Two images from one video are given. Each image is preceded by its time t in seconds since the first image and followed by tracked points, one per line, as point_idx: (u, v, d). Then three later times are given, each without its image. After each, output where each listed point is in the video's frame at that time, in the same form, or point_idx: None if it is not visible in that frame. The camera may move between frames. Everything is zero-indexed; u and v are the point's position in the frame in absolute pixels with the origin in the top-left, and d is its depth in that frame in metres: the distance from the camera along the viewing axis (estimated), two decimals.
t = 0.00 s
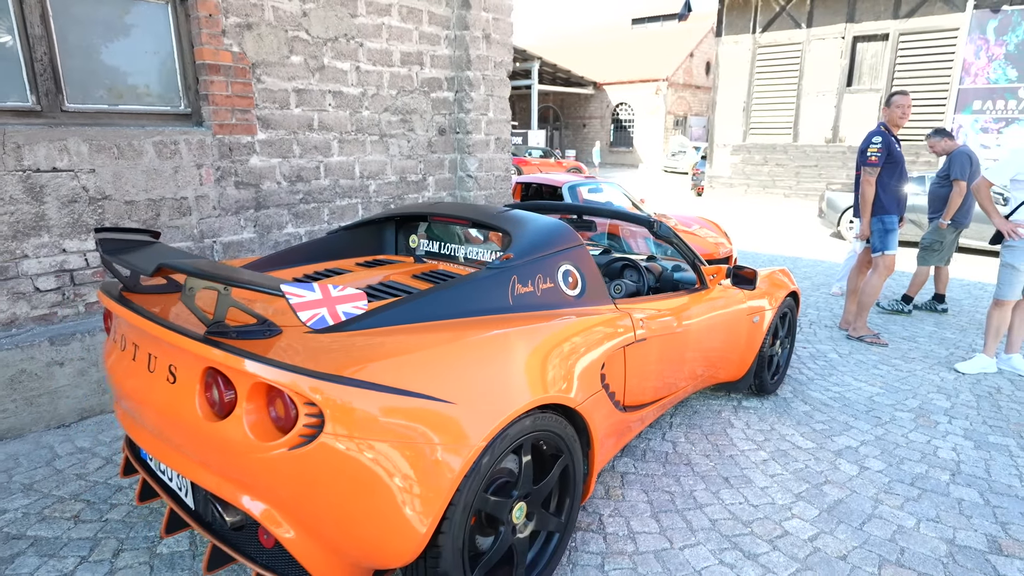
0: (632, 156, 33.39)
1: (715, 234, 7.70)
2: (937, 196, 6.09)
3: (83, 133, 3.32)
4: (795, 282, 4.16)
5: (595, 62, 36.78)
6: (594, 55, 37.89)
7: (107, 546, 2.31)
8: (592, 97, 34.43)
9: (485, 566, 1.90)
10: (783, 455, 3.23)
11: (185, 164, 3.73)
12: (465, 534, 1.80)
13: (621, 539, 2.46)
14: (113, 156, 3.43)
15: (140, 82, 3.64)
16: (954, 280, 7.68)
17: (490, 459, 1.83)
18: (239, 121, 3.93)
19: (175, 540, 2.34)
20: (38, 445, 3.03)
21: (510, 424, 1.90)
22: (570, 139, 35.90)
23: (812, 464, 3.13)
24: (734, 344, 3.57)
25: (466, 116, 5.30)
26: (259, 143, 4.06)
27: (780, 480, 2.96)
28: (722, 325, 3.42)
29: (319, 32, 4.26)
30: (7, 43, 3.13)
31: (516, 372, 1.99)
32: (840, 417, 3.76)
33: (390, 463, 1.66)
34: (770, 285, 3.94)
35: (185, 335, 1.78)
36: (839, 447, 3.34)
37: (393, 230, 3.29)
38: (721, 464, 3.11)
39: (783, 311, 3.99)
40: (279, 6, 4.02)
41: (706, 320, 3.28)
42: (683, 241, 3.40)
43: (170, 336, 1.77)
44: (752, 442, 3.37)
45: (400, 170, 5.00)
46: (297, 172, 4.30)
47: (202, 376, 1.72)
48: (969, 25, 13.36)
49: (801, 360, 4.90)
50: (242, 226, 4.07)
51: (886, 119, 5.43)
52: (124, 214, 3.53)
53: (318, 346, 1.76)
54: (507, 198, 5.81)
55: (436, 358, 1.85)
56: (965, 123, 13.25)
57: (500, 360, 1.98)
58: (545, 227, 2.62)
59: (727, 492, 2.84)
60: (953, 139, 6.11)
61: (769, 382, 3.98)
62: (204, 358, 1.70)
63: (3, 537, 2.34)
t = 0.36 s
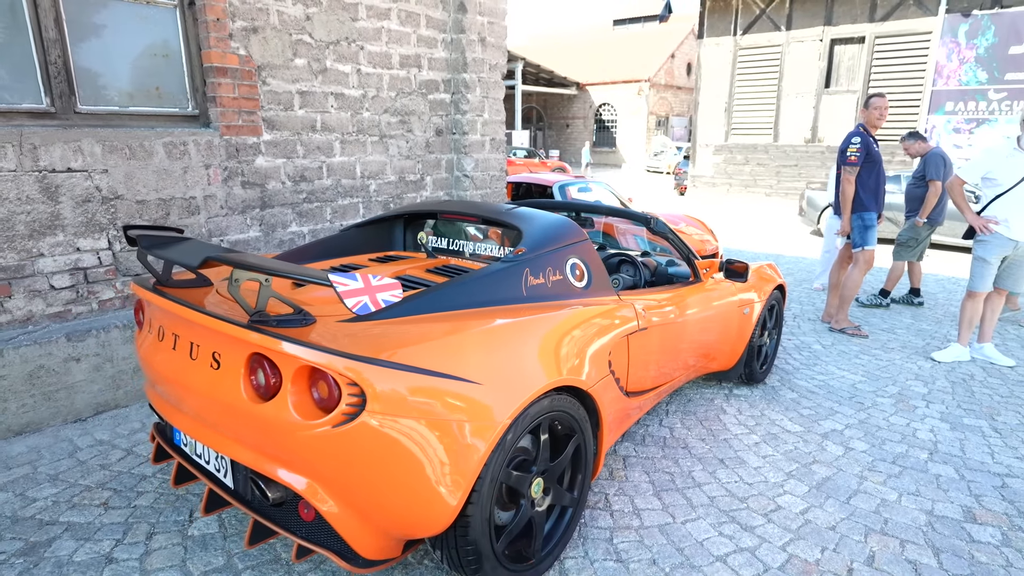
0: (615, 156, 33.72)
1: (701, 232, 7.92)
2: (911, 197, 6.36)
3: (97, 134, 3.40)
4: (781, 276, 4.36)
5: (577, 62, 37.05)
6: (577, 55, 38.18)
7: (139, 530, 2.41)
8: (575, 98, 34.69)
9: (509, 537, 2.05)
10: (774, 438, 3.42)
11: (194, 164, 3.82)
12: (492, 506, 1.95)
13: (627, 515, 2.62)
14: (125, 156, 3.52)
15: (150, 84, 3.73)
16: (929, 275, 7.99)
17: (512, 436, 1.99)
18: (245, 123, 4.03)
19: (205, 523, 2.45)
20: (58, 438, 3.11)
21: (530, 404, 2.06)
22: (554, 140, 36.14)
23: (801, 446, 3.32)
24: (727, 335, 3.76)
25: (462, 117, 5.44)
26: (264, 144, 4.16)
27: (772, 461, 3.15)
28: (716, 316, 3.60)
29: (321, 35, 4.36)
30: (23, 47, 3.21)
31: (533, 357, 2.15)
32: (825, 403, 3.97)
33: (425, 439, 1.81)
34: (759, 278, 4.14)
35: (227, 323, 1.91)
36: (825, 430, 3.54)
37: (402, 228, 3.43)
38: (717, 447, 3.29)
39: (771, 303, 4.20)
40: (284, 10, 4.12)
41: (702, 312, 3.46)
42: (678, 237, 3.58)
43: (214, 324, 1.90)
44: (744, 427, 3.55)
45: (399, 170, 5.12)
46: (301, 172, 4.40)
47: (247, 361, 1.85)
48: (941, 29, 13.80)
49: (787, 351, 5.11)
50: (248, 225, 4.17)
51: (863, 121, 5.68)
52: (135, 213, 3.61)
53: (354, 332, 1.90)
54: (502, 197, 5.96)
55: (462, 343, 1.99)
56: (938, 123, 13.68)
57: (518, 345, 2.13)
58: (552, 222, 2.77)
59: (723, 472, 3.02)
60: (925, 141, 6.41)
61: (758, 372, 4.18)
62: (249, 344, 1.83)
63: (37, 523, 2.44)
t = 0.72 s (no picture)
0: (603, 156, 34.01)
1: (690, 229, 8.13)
2: (892, 191, 6.60)
3: (111, 134, 3.51)
4: (769, 270, 4.56)
5: (564, 63, 37.29)
6: (564, 56, 38.43)
7: (168, 512, 2.53)
8: (563, 98, 34.92)
9: (524, 509, 2.19)
10: (764, 422, 3.60)
11: (204, 164, 3.93)
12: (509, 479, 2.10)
13: (630, 493, 2.78)
14: (138, 156, 3.62)
15: (160, 86, 3.83)
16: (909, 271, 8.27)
17: (527, 414, 2.14)
18: (252, 123, 4.14)
19: (231, 505, 2.57)
20: (78, 428, 3.22)
21: (542, 385, 2.21)
22: (542, 140, 36.34)
23: (790, 429, 3.51)
24: (720, 325, 3.94)
25: (460, 117, 5.58)
26: (270, 144, 4.27)
27: (763, 443, 3.33)
28: (710, 307, 3.78)
29: (325, 38, 4.49)
30: (40, 50, 3.31)
31: (544, 342, 2.30)
32: (812, 390, 4.16)
33: (448, 417, 1.96)
34: (749, 272, 4.33)
35: (263, 310, 2.05)
36: (812, 415, 3.73)
37: (408, 224, 3.58)
38: (711, 431, 3.47)
39: (760, 296, 4.39)
40: (289, 14, 4.24)
41: (696, 303, 3.64)
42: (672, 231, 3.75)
43: (251, 311, 2.04)
44: (736, 412, 3.73)
45: (400, 170, 5.25)
46: (306, 172, 4.52)
47: (282, 345, 2.00)
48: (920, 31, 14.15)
49: (775, 342, 5.31)
50: (255, 224, 4.28)
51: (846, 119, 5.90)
52: (148, 211, 3.71)
53: (380, 318, 2.05)
54: (498, 196, 6.11)
55: (479, 328, 2.15)
56: (918, 123, 14.00)
57: (529, 331, 2.29)
58: (556, 218, 2.94)
59: (717, 453, 3.20)
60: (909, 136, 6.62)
61: (748, 361, 4.37)
62: (284, 329, 1.97)
63: (69, 506, 2.55)
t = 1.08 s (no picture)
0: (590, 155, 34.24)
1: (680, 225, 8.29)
2: (880, 184, 6.78)
3: (121, 131, 3.57)
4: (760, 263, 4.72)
5: (551, 62, 37.44)
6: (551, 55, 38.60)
7: (191, 495, 2.61)
8: (550, 97, 35.08)
9: (538, 485, 2.32)
10: (758, 407, 3.76)
11: (210, 160, 4.00)
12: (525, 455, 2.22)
13: (633, 473, 2.91)
14: (147, 153, 3.68)
15: (168, 84, 3.90)
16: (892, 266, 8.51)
17: (541, 394, 2.26)
18: (257, 121, 4.22)
19: (251, 488, 2.66)
20: (92, 419, 3.28)
21: (554, 367, 2.34)
22: (529, 139, 36.48)
23: (782, 413, 3.67)
24: (715, 315, 4.09)
25: (458, 115, 5.69)
26: (275, 141, 4.35)
27: (757, 427, 3.48)
28: (706, 297, 3.93)
29: (327, 37, 4.57)
30: (52, 48, 3.37)
31: (555, 327, 2.43)
32: (802, 378, 4.33)
33: (468, 396, 2.07)
34: (741, 264, 4.49)
35: (291, 296, 2.16)
36: (803, 400, 3.89)
37: (414, 219, 3.69)
38: (707, 416, 3.61)
39: (752, 287, 4.55)
40: (293, 14, 4.32)
41: (693, 293, 3.78)
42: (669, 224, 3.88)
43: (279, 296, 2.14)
44: (730, 399, 3.88)
45: (399, 167, 5.35)
46: (309, 168, 4.61)
47: (310, 328, 2.10)
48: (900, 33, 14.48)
49: (765, 333, 5.48)
50: (260, 219, 4.36)
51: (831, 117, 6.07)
52: (157, 207, 3.78)
53: (403, 304, 2.16)
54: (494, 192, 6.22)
55: (495, 313, 2.27)
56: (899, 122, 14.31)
57: (540, 316, 2.41)
58: (560, 211, 3.07)
59: (714, 436, 3.34)
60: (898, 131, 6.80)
61: (740, 351, 4.52)
62: (313, 313, 2.08)
63: (93, 491, 2.63)
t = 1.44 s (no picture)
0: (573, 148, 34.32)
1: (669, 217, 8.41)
2: (870, 177, 6.91)
3: (122, 122, 3.54)
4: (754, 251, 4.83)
5: (534, 54, 37.39)
6: (533, 48, 38.54)
7: (208, 483, 2.63)
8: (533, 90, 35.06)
9: (556, 465, 2.39)
10: (755, 391, 3.87)
11: (211, 151, 3.98)
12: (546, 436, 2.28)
13: (641, 455, 3.00)
14: (148, 144, 3.66)
15: (167, 74, 3.87)
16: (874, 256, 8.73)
17: (559, 378, 2.33)
18: (257, 112, 4.21)
19: (268, 475, 2.69)
20: (99, 411, 3.27)
21: (571, 351, 2.40)
22: (512, 132, 36.44)
23: (779, 397, 3.78)
24: (713, 302, 4.19)
25: (453, 107, 5.71)
26: (274, 132, 4.35)
27: (756, 410, 3.59)
28: (704, 285, 4.02)
29: (325, 28, 4.57)
30: (52, 38, 3.33)
31: (570, 313, 2.49)
32: (795, 363, 4.45)
33: (492, 379, 2.12)
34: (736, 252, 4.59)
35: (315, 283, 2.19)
36: (798, 384, 4.01)
37: (419, 210, 3.73)
38: (708, 400, 3.71)
39: (747, 276, 4.66)
40: (291, 4, 4.31)
41: (693, 280, 3.87)
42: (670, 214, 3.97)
43: (305, 283, 2.18)
44: (728, 384, 3.99)
45: (396, 158, 5.36)
46: (308, 160, 4.60)
47: (336, 315, 2.14)
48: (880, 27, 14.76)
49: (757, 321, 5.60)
50: (260, 210, 4.35)
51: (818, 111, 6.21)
52: (158, 198, 3.76)
53: (426, 290, 2.20)
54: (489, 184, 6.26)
55: (514, 299, 2.33)
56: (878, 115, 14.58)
57: (555, 302, 2.47)
58: (567, 201, 3.14)
59: (716, 419, 3.44)
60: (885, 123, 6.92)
61: (736, 338, 4.64)
62: (339, 300, 2.12)
63: (109, 481, 2.63)
